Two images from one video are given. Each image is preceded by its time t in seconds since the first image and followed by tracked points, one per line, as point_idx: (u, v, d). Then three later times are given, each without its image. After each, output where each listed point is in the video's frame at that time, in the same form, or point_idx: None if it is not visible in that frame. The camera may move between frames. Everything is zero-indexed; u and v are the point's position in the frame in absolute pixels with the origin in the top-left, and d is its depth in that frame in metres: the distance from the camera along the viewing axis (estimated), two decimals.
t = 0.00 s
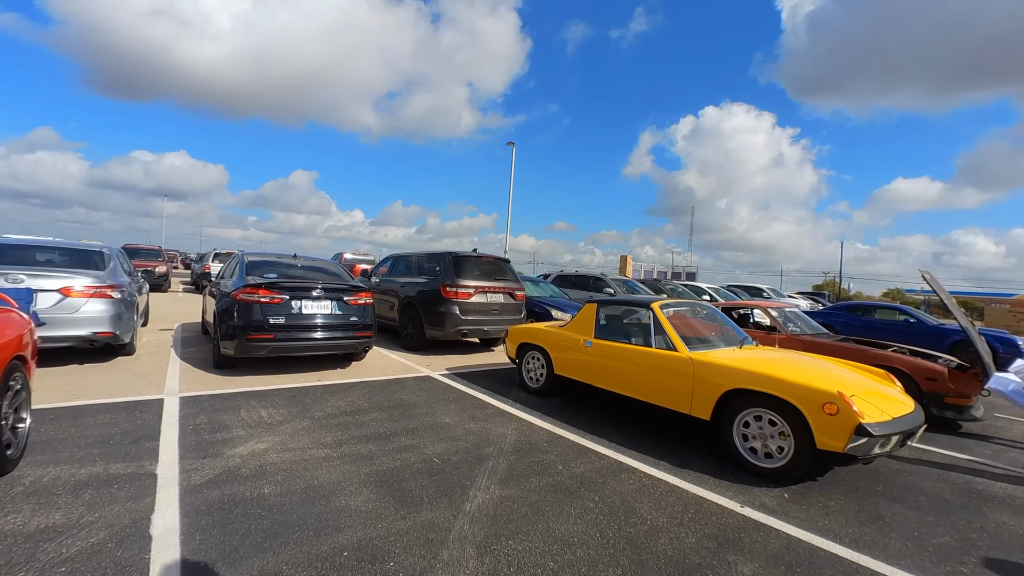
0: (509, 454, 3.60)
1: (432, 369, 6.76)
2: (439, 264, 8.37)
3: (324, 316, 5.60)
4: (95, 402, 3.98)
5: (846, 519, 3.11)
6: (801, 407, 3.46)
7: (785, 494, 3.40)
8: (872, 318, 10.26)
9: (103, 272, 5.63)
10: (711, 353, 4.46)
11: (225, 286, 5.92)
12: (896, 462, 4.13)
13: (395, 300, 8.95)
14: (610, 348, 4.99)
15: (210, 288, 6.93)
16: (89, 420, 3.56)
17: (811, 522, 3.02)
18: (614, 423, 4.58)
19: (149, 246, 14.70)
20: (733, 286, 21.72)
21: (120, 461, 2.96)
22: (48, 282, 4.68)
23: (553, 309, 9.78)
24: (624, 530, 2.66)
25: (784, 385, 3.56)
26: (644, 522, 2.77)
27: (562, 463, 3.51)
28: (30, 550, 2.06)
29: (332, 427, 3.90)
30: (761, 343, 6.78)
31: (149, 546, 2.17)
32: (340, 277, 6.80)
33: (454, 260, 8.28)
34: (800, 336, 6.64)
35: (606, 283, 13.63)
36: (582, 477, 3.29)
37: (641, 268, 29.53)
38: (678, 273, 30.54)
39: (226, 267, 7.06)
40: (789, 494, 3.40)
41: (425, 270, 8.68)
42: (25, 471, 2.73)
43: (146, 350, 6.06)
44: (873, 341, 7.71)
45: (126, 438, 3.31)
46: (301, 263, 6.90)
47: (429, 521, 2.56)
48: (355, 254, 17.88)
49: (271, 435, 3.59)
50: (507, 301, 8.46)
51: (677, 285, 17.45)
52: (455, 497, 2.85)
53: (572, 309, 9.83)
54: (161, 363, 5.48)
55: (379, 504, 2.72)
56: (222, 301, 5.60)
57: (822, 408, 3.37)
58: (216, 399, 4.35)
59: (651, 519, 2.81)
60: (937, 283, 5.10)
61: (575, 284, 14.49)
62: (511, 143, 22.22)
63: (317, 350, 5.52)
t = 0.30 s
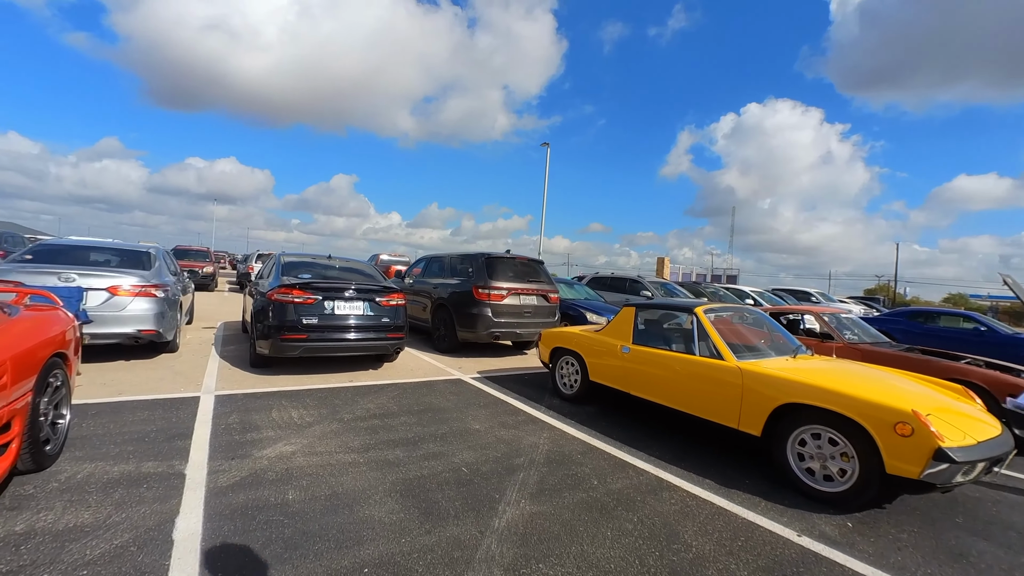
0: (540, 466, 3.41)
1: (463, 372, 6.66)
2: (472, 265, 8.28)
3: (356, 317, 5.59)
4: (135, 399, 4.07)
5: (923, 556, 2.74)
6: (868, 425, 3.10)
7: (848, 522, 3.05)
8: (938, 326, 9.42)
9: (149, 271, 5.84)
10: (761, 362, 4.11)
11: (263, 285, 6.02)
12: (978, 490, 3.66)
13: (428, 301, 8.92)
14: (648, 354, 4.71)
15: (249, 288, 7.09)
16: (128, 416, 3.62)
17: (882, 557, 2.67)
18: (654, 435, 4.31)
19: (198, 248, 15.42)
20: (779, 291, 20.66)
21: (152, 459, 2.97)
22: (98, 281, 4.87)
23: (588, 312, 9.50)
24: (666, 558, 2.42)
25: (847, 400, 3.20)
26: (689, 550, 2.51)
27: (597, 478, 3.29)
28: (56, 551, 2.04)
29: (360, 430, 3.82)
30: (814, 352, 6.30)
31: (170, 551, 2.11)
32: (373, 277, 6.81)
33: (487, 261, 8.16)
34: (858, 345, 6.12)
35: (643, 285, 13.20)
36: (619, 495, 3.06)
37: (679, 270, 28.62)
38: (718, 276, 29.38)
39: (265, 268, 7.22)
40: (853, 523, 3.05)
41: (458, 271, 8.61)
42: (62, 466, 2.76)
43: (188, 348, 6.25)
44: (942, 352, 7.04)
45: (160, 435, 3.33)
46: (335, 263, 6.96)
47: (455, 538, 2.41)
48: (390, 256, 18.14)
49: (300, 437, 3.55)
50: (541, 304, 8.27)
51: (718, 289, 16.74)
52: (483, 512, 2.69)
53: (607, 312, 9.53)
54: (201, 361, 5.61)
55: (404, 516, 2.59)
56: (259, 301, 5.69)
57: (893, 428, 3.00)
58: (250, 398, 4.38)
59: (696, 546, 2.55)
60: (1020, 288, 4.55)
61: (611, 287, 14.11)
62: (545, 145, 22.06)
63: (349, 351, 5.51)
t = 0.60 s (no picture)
0: (571, 478, 3.22)
1: (494, 375, 6.53)
2: (504, 266, 8.16)
3: (387, 318, 5.57)
4: (173, 396, 4.17)
5: None
6: (943, 449, 2.74)
7: (920, 558, 2.70)
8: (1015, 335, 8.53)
9: (193, 271, 6.03)
10: (816, 373, 3.76)
11: (298, 285, 6.12)
12: None
13: (460, 302, 8.88)
14: (688, 361, 4.43)
15: (287, 288, 7.24)
16: (164, 413, 3.70)
17: None
18: (694, 449, 4.03)
19: (243, 249, 16.09)
20: (829, 294, 19.50)
21: (182, 457, 2.99)
22: (144, 280, 5.06)
23: (624, 315, 9.19)
24: None
25: (918, 420, 2.85)
26: None
27: (632, 494, 3.07)
28: (80, 549, 2.05)
29: (387, 433, 3.76)
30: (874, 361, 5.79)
31: (188, 555, 2.08)
32: (405, 278, 6.81)
33: (519, 262, 8.02)
34: (925, 355, 5.57)
35: (682, 288, 12.70)
36: (655, 514, 2.84)
37: (720, 273, 27.55)
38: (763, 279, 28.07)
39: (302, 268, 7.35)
40: (926, 559, 2.70)
41: (490, 272, 8.52)
42: (98, 461, 2.82)
43: (228, 346, 6.42)
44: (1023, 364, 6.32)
45: (193, 432, 3.38)
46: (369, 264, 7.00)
47: (477, 555, 2.27)
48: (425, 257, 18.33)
49: (326, 439, 3.51)
50: (574, 306, 8.04)
51: (763, 292, 15.92)
52: (508, 527, 2.54)
53: (644, 315, 9.19)
54: (238, 359, 5.75)
55: (426, 528, 2.47)
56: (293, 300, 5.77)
57: (975, 454, 2.64)
58: (281, 397, 4.41)
59: None
60: None
61: (648, 290, 13.65)
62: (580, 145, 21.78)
63: (380, 351, 5.50)
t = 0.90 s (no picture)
0: (605, 493, 3.01)
1: (526, 379, 6.37)
2: (538, 267, 8.00)
3: (418, 318, 5.52)
4: (210, 393, 4.25)
5: None
6: None
7: None
8: None
9: (234, 270, 6.20)
10: (883, 387, 3.38)
11: (332, 285, 6.17)
12: None
13: (493, 303, 8.76)
14: (734, 370, 4.12)
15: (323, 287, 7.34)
16: (200, 410, 3.75)
17: None
18: (741, 465, 3.72)
19: (286, 249, 16.69)
20: (887, 299, 18.17)
21: (211, 455, 2.99)
22: (186, 278, 5.22)
23: (662, 318, 8.81)
24: None
25: (1011, 445, 2.47)
26: None
27: (672, 513, 2.83)
28: (104, 548, 2.03)
29: (415, 437, 3.66)
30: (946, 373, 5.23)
31: (207, 560, 2.03)
32: (437, 278, 6.76)
33: (553, 263, 7.83)
34: (1008, 368, 4.97)
35: (725, 290, 12.11)
36: (699, 538, 2.59)
37: (765, 275, 26.27)
38: (812, 282, 26.55)
39: (337, 267, 7.44)
40: None
41: (524, 273, 8.36)
42: (132, 457, 2.85)
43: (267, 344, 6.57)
44: None
45: (224, 430, 3.39)
46: (402, 264, 6.99)
47: None
48: (459, 258, 18.41)
49: (354, 441, 3.45)
50: (610, 308, 7.77)
51: (813, 295, 15.01)
52: (537, 545, 2.36)
53: (684, 319, 8.78)
54: (275, 357, 5.85)
55: (449, 543, 2.33)
56: (327, 299, 5.82)
57: None
58: (313, 397, 4.41)
59: None
60: None
61: (687, 292, 13.11)
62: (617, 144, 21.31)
63: (411, 352, 5.44)
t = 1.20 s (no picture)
0: (642, 512, 2.80)
1: (558, 383, 6.17)
2: (572, 268, 7.79)
3: (449, 320, 5.44)
4: (244, 391, 4.30)
5: None
6: None
7: None
8: None
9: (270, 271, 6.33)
10: (962, 406, 2.98)
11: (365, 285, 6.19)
12: None
13: (525, 305, 8.61)
14: (785, 380, 3.80)
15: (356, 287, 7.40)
16: (232, 409, 3.79)
17: None
18: (794, 486, 3.40)
19: (325, 250, 17.19)
20: (952, 304, 16.78)
21: (238, 456, 2.97)
22: (225, 278, 5.35)
23: (702, 323, 8.40)
24: None
25: None
26: None
27: (717, 539, 2.58)
28: (125, 549, 2.01)
29: (441, 443, 3.55)
30: None
31: (224, 568, 1.97)
32: (468, 279, 6.67)
33: (587, 264, 7.60)
34: None
35: (770, 293, 11.48)
36: (748, 568, 2.33)
37: (813, 278, 24.90)
38: (866, 285, 24.88)
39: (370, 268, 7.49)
40: None
41: (557, 274, 8.16)
42: (162, 454, 2.87)
43: (302, 343, 6.67)
44: None
45: (253, 430, 3.39)
46: (433, 265, 6.96)
47: None
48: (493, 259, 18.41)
49: (380, 445, 3.38)
50: (647, 311, 7.46)
51: (868, 299, 14.03)
52: (566, 569, 2.19)
53: (726, 323, 8.33)
54: (309, 357, 5.91)
55: (472, 561, 2.19)
56: (359, 300, 5.83)
57: None
58: (342, 398, 4.40)
59: None
60: None
61: (729, 295, 12.49)
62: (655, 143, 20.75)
63: (440, 354, 5.36)
